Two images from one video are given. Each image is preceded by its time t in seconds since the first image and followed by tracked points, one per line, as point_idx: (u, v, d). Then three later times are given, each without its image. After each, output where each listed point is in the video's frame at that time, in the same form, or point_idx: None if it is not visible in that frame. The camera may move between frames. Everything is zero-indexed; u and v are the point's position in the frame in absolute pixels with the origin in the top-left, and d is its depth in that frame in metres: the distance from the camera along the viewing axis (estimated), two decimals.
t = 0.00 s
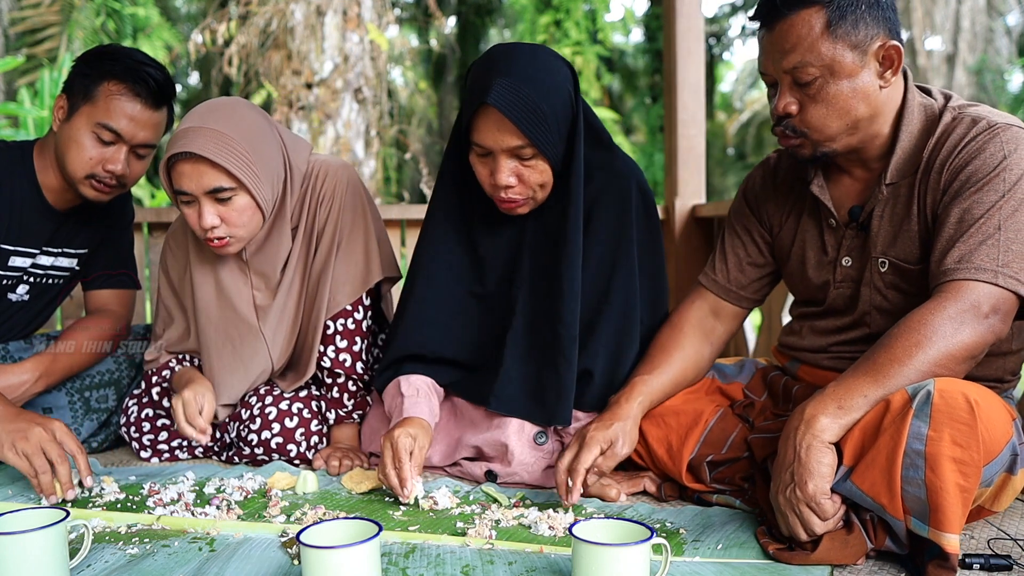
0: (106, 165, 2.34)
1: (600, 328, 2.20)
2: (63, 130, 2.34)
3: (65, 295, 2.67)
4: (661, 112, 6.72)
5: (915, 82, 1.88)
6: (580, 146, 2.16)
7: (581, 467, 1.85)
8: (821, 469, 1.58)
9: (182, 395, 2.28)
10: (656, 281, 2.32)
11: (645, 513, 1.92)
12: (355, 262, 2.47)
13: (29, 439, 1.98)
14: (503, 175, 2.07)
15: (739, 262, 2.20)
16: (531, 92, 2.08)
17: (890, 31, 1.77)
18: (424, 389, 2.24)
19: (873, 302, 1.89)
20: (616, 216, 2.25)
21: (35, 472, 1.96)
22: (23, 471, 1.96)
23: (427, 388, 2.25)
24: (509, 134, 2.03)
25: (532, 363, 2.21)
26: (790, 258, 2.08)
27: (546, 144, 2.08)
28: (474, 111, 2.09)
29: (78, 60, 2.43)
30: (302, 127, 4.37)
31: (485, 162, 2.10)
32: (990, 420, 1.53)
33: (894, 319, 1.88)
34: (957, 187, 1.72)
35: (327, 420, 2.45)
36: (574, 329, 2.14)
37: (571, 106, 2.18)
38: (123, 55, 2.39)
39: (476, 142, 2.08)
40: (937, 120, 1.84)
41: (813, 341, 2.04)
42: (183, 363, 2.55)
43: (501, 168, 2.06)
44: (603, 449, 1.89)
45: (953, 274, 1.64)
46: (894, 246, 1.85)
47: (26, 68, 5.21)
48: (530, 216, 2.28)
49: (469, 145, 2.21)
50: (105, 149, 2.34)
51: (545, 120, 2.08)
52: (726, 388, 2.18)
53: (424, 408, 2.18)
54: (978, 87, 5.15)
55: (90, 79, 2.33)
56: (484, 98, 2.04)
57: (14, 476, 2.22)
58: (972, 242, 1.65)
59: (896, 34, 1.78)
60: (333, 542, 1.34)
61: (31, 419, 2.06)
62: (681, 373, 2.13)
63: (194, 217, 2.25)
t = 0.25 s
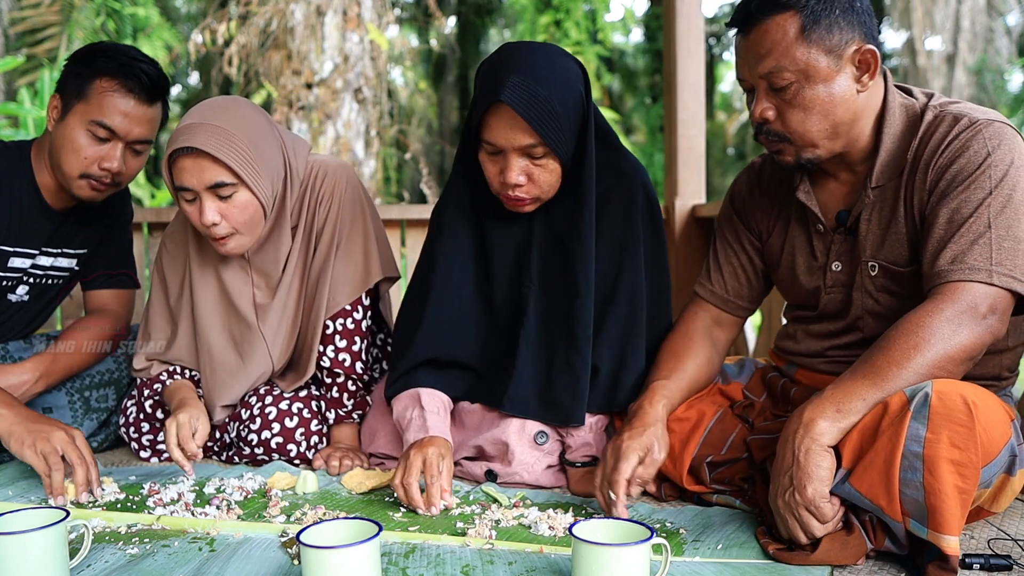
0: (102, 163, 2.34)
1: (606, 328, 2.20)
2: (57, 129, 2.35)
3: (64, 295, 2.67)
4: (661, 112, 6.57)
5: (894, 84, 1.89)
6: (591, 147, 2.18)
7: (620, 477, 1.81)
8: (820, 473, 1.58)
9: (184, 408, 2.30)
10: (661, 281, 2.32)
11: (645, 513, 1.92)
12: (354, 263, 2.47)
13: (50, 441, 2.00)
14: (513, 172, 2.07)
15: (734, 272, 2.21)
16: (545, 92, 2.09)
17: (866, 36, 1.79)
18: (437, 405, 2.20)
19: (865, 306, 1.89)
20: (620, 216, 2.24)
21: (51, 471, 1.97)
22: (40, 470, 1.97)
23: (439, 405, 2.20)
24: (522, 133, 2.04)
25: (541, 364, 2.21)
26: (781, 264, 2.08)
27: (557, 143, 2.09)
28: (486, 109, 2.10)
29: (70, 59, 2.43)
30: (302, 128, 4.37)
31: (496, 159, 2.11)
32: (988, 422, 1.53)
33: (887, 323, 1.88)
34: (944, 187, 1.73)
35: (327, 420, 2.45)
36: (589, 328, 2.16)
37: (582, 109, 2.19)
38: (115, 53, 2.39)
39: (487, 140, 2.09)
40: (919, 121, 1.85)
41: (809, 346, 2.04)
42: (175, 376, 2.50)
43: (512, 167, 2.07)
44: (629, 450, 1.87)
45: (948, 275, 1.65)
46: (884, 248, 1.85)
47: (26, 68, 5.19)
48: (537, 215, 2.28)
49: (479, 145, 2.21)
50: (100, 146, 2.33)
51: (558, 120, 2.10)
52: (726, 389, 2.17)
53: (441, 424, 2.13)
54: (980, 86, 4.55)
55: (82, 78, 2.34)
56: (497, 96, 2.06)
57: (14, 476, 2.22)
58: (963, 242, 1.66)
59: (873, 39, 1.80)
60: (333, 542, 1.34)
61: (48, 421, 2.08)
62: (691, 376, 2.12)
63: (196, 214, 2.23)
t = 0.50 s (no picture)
0: (96, 161, 2.34)
1: (607, 329, 2.20)
2: (49, 131, 2.35)
3: (64, 295, 2.68)
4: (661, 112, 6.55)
5: (872, 83, 1.90)
6: (597, 148, 2.18)
7: (605, 462, 1.82)
8: (825, 475, 1.58)
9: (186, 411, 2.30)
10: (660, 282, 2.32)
11: (645, 513, 1.92)
12: (354, 262, 2.47)
13: (54, 440, 2.03)
14: (521, 173, 2.07)
15: (723, 275, 2.21)
16: (555, 93, 2.10)
17: (842, 36, 1.81)
18: (425, 393, 2.21)
19: (855, 305, 1.89)
20: (622, 215, 2.24)
21: (59, 470, 2.00)
22: (48, 470, 2.01)
23: (428, 395, 2.21)
24: (532, 134, 2.04)
25: (542, 364, 2.21)
26: (769, 267, 2.09)
27: (565, 144, 2.10)
28: (496, 109, 2.10)
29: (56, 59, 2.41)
30: (302, 128, 4.37)
31: (503, 159, 2.11)
32: (988, 421, 1.53)
33: (879, 320, 1.89)
34: (928, 184, 1.74)
35: (327, 420, 2.45)
36: (587, 330, 2.16)
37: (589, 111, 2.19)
38: (101, 49, 2.37)
39: (496, 140, 2.09)
40: (899, 117, 1.87)
41: (805, 348, 2.03)
42: (175, 382, 2.49)
43: (521, 168, 2.07)
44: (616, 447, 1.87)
45: (939, 271, 1.65)
46: (871, 246, 1.86)
47: (27, 69, 5.14)
48: (544, 215, 2.28)
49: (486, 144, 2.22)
50: (92, 145, 2.33)
51: (567, 121, 2.10)
52: (726, 389, 2.19)
53: (428, 413, 2.14)
54: (980, 86, 4.55)
55: (70, 76, 2.33)
56: (508, 97, 2.06)
57: (14, 476, 2.22)
58: (952, 237, 1.66)
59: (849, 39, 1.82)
60: (333, 542, 1.34)
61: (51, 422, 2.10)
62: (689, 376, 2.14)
63: (209, 223, 2.24)
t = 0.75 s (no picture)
0: (85, 161, 2.30)
1: (607, 328, 2.19)
2: (36, 133, 2.31)
3: (64, 295, 2.68)
4: (661, 112, 6.57)
5: (861, 82, 1.91)
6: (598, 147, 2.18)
7: (609, 459, 1.85)
8: (826, 474, 1.58)
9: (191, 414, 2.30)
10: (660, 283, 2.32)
11: (645, 513, 1.92)
12: (357, 261, 2.47)
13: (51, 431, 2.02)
14: (522, 171, 2.07)
15: (717, 275, 2.22)
16: (557, 92, 2.10)
17: (829, 35, 1.83)
18: (423, 382, 2.22)
19: (848, 302, 1.91)
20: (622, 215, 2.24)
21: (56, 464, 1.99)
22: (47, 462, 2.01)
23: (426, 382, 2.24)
24: (534, 133, 2.04)
25: (541, 363, 2.22)
26: (760, 267, 2.10)
27: (566, 144, 2.10)
28: (498, 107, 2.10)
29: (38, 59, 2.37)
30: (302, 128, 4.37)
31: (504, 158, 2.11)
32: (988, 418, 1.53)
33: (873, 318, 1.89)
34: (919, 184, 1.74)
35: (328, 420, 2.45)
36: (591, 328, 2.16)
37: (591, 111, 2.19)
38: (83, 45, 2.32)
39: (498, 138, 2.09)
40: (887, 117, 1.87)
41: (800, 349, 2.03)
42: (178, 386, 2.47)
43: (523, 166, 2.07)
44: (620, 445, 1.89)
45: (934, 269, 1.66)
46: (861, 243, 1.87)
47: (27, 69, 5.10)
48: (543, 214, 2.28)
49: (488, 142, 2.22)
50: (81, 145, 2.30)
51: (569, 120, 2.10)
52: (725, 388, 2.18)
53: (427, 401, 2.17)
54: (980, 86, 4.59)
55: (52, 75, 2.28)
56: (511, 95, 2.06)
57: (14, 476, 2.22)
58: (944, 236, 1.66)
59: (837, 38, 1.84)
60: (333, 542, 1.34)
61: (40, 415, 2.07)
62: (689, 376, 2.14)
63: (218, 228, 2.23)
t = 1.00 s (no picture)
0: (71, 166, 2.24)
1: (607, 329, 2.19)
2: (18, 140, 2.24)
3: (64, 297, 2.67)
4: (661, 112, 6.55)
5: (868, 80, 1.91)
6: (596, 146, 2.17)
7: (608, 448, 1.85)
8: (822, 469, 1.58)
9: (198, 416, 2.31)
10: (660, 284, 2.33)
11: (645, 513, 1.92)
12: (359, 262, 2.47)
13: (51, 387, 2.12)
14: (520, 172, 2.07)
15: (721, 270, 2.23)
16: (554, 92, 2.10)
17: (840, 27, 1.85)
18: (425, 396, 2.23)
19: (849, 298, 1.90)
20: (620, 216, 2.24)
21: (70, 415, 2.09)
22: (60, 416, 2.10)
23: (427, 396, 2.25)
24: (531, 134, 2.04)
25: (541, 363, 2.22)
26: (763, 261, 2.11)
27: (565, 145, 2.10)
28: (495, 108, 2.10)
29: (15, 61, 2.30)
30: (302, 128, 4.37)
31: (503, 159, 2.12)
32: (988, 419, 1.52)
33: (874, 314, 1.89)
34: (921, 184, 1.74)
35: (328, 420, 2.45)
36: (590, 330, 2.16)
37: (590, 113, 2.19)
38: (61, 46, 2.25)
39: (496, 139, 2.09)
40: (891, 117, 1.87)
41: (801, 347, 2.04)
42: (180, 390, 2.48)
43: (520, 167, 2.07)
44: (621, 437, 1.89)
45: (934, 270, 1.66)
46: (863, 240, 1.86)
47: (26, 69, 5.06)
48: (543, 215, 2.28)
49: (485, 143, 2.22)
50: (64, 150, 2.23)
51: (566, 121, 2.10)
52: (725, 388, 2.18)
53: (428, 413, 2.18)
54: (980, 86, 4.58)
55: (32, 78, 2.21)
56: (508, 96, 2.06)
57: (14, 476, 2.22)
58: (945, 236, 1.66)
59: (847, 31, 1.86)
60: (333, 542, 1.34)
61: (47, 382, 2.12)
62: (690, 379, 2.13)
63: (227, 228, 2.24)
